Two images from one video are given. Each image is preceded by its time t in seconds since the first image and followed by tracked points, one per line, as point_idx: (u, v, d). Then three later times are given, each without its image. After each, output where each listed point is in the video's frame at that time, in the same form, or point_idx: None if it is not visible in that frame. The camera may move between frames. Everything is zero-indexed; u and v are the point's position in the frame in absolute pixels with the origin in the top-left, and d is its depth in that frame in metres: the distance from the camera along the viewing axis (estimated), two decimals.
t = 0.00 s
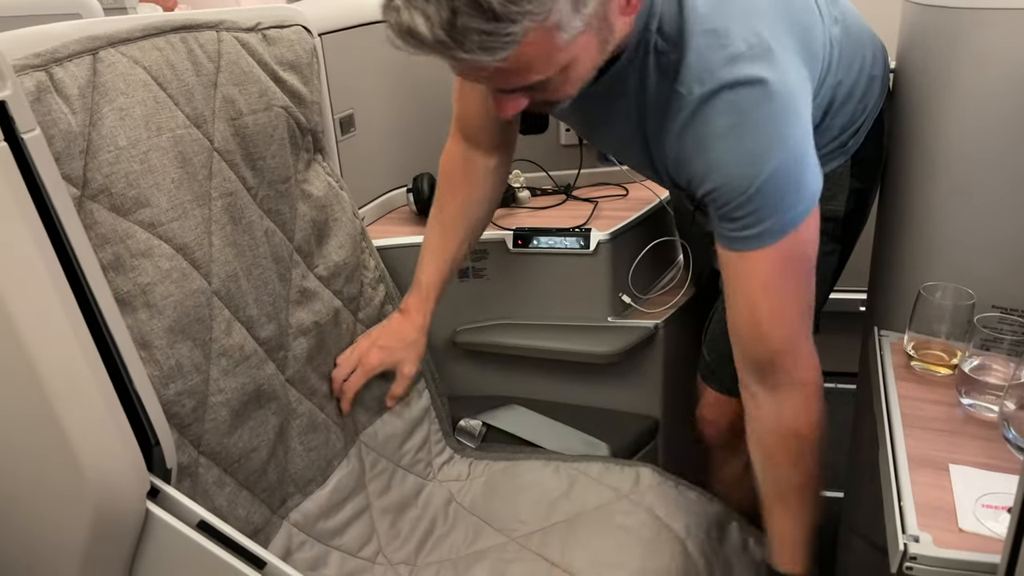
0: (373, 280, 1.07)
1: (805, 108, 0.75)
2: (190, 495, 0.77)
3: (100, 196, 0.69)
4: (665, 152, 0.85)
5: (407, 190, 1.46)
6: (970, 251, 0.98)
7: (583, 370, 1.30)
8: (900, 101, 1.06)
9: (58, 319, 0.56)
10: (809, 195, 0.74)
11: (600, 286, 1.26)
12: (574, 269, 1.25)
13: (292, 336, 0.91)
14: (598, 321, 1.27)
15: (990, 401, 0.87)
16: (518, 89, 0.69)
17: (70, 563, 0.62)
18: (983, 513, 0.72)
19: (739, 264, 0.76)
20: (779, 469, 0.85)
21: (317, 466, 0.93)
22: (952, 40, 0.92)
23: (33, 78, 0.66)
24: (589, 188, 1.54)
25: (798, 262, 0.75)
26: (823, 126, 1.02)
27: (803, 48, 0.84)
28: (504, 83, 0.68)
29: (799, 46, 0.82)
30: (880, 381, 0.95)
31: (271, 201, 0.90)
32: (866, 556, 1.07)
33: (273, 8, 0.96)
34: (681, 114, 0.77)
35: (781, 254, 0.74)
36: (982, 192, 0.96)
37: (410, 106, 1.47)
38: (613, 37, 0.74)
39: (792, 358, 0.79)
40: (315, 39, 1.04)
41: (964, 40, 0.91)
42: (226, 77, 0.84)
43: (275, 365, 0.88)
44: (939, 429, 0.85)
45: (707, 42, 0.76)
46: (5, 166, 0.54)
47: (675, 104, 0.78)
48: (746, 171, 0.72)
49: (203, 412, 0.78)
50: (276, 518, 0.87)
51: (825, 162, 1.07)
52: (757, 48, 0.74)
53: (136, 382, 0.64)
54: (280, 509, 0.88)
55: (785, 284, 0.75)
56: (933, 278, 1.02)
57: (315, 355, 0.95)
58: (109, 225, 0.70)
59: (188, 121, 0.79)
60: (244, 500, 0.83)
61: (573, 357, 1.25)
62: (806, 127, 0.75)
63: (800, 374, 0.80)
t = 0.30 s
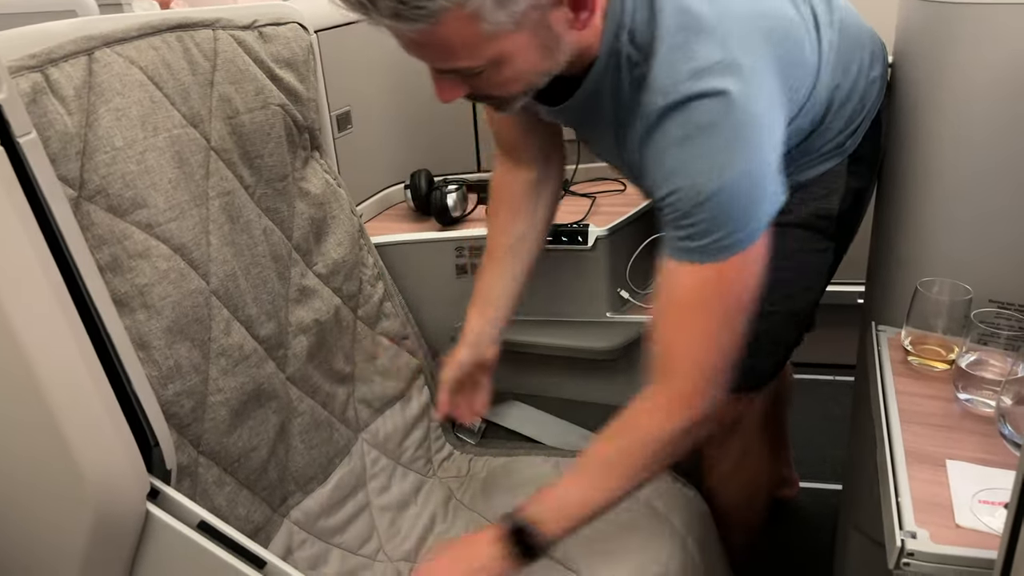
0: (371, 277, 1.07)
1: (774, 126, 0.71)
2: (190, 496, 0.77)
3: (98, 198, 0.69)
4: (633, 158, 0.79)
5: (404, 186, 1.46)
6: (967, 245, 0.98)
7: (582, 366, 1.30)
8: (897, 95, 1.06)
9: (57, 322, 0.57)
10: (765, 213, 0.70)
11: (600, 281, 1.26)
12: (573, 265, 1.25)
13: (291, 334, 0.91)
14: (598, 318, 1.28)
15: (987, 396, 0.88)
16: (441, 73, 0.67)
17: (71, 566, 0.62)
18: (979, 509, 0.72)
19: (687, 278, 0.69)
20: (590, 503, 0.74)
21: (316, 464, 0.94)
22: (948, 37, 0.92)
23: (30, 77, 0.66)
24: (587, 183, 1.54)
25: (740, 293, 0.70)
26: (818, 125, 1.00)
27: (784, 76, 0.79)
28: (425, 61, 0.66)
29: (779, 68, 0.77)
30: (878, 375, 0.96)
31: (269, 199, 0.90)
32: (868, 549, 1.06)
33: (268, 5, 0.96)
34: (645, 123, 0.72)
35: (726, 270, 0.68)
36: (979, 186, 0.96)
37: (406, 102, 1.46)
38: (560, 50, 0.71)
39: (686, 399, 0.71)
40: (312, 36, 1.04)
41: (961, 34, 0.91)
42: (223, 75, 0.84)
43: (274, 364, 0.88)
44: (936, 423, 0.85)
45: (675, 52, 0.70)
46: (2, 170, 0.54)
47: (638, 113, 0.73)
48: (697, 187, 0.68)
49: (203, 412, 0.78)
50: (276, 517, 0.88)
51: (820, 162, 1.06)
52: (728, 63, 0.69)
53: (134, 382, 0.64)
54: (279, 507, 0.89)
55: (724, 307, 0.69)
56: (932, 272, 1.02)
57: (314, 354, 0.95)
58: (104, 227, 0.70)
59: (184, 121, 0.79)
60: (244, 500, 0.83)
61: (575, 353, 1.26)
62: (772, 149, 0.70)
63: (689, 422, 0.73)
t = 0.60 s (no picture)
0: (376, 285, 1.07)
1: (677, 148, 0.71)
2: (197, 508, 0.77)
3: (104, 228, 0.69)
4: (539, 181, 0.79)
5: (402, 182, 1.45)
6: (965, 239, 0.99)
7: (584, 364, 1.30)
8: (895, 98, 1.07)
9: (67, 340, 0.57)
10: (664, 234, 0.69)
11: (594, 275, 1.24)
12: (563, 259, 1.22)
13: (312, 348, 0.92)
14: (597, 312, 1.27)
15: (985, 392, 0.88)
16: (366, 113, 0.72)
17: None
18: (976, 505, 0.73)
19: (572, 298, 0.70)
20: (467, 529, 0.77)
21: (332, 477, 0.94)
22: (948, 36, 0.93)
23: (37, 108, 0.66)
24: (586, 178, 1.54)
25: (625, 335, 0.69)
26: (794, 130, 0.99)
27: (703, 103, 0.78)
28: (350, 102, 0.71)
29: (696, 96, 0.77)
30: (876, 372, 0.96)
31: (278, 217, 0.90)
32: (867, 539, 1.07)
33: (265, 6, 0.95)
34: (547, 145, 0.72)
35: (604, 309, 0.69)
36: (977, 182, 0.96)
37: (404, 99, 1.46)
38: (478, 100, 0.73)
39: (561, 426, 0.72)
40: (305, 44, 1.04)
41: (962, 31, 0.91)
42: (226, 95, 0.85)
43: (294, 382, 0.89)
44: (936, 420, 0.86)
45: (581, 73, 0.69)
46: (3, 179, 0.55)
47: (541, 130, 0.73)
48: (589, 209, 0.68)
49: (217, 436, 0.78)
50: (294, 535, 0.87)
51: (809, 166, 1.05)
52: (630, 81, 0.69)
53: (141, 393, 0.65)
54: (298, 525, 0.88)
55: (605, 346, 0.69)
56: (932, 268, 1.02)
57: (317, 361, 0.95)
58: (111, 253, 0.70)
59: (189, 144, 0.79)
60: (259, 518, 0.83)
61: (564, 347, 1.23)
62: (676, 173, 0.70)
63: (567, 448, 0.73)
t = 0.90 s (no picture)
0: (381, 283, 1.08)
1: (638, 143, 0.73)
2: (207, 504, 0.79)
3: (115, 226, 0.71)
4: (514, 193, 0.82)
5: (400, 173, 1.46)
6: (956, 227, 1.00)
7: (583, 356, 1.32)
8: (889, 95, 1.08)
9: (83, 340, 0.59)
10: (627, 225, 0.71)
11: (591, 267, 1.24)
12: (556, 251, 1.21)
13: (307, 344, 0.93)
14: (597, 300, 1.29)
15: (975, 375, 0.90)
16: (328, 124, 0.76)
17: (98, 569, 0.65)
18: (965, 485, 0.75)
19: (540, 295, 0.73)
20: (449, 523, 0.80)
21: (334, 469, 0.95)
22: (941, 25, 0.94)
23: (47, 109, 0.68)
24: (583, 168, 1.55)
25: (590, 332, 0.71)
26: (771, 123, 1.00)
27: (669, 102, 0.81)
28: (312, 114, 0.75)
29: (661, 98, 0.79)
30: (870, 358, 0.98)
31: (276, 216, 0.91)
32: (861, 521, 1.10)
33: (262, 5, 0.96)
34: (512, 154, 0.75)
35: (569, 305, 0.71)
36: (968, 172, 0.98)
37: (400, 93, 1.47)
38: (436, 109, 0.76)
39: (533, 422, 0.74)
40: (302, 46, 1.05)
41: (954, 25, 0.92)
42: (229, 96, 0.86)
43: (291, 377, 0.90)
44: (927, 404, 0.88)
45: (541, 77, 0.73)
46: (17, 180, 0.56)
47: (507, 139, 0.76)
48: (550, 204, 0.71)
49: (224, 430, 0.80)
50: (300, 527, 0.89)
51: (791, 159, 1.06)
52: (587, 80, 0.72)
53: (154, 389, 0.67)
54: (304, 517, 0.90)
55: (569, 341, 0.71)
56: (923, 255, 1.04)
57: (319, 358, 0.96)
58: (121, 255, 0.71)
59: (192, 145, 0.80)
60: (267, 511, 0.85)
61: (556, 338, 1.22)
62: (638, 166, 0.72)
63: (538, 443, 0.75)
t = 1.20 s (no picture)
0: (385, 266, 1.10)
1: (668, 115, 0.75)
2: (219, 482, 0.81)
3: (121, 209, 0.72)
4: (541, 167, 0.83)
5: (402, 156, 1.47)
6: (954, 205, 1.01)
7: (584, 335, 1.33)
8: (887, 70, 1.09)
9: (93, 318, 0.60)
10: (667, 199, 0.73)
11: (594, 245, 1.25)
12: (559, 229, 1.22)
13: (313, 324, 0.95)
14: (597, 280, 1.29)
15: (969, 350, 0.92)
16: (329, 72, 0.78)
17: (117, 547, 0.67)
18: (959, 459, 0.77)
19: (579, 273, 0.75)
20: (495, 508, 0.78)
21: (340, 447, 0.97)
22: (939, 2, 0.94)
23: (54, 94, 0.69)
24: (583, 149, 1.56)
25: (630, 307, 0.73)
26: (776, 103, 1.01)
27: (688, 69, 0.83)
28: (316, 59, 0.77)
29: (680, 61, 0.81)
30: (867, 334, 0.99)
31: (280, 198, 0.92)
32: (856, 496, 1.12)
33: None
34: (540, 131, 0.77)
35: (609, 279, 0.73)
36: (966, 149, 0.98)
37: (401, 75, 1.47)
38: (443, 79, 0.78)
39: (575, 399, 0.75)
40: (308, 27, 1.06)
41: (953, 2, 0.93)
42: (232, 79, 0.87)
43: (299, 356, 0.92)
44: (923, 380, 0.89)
45: (565, 52, 0.74)
46: (30, 168, 0.57)
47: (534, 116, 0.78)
48: (589, 183, 0.72)
49: (233, 408, 0.82)
50: (309, 502, 0.91)
51: (801, 137, 1.08)
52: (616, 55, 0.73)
53: (165, 368, 0.68)
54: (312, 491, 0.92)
55: (611, 316, 0.73)
56: (921, 233, 1.05)
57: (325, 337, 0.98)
58: (129, 237, 0.73)
59: (197, 128, 0.81)
60: (278, 487, 0.87)
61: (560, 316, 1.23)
62: (673, 140, 0.74)
63: (583, 422, 0.75)
